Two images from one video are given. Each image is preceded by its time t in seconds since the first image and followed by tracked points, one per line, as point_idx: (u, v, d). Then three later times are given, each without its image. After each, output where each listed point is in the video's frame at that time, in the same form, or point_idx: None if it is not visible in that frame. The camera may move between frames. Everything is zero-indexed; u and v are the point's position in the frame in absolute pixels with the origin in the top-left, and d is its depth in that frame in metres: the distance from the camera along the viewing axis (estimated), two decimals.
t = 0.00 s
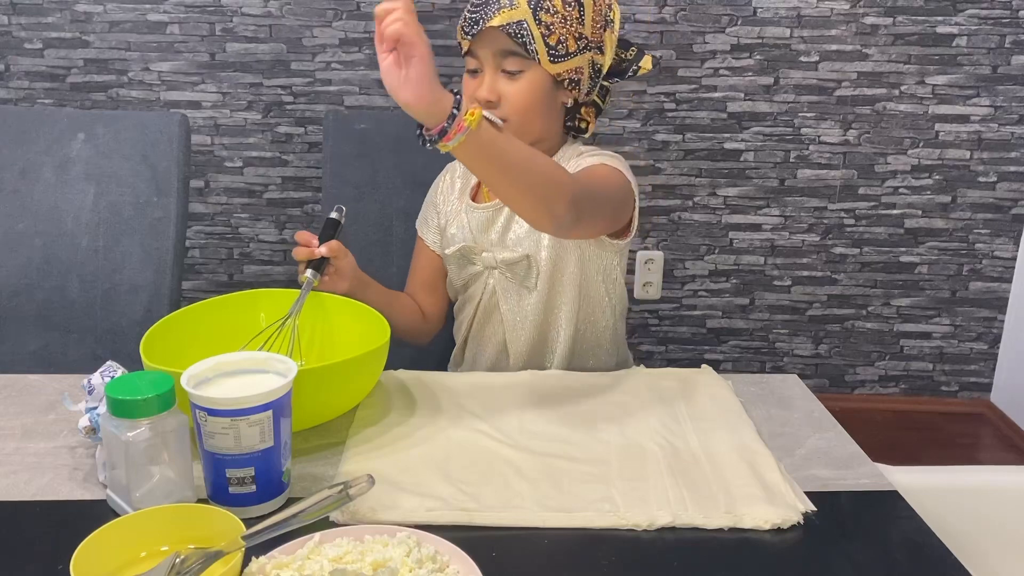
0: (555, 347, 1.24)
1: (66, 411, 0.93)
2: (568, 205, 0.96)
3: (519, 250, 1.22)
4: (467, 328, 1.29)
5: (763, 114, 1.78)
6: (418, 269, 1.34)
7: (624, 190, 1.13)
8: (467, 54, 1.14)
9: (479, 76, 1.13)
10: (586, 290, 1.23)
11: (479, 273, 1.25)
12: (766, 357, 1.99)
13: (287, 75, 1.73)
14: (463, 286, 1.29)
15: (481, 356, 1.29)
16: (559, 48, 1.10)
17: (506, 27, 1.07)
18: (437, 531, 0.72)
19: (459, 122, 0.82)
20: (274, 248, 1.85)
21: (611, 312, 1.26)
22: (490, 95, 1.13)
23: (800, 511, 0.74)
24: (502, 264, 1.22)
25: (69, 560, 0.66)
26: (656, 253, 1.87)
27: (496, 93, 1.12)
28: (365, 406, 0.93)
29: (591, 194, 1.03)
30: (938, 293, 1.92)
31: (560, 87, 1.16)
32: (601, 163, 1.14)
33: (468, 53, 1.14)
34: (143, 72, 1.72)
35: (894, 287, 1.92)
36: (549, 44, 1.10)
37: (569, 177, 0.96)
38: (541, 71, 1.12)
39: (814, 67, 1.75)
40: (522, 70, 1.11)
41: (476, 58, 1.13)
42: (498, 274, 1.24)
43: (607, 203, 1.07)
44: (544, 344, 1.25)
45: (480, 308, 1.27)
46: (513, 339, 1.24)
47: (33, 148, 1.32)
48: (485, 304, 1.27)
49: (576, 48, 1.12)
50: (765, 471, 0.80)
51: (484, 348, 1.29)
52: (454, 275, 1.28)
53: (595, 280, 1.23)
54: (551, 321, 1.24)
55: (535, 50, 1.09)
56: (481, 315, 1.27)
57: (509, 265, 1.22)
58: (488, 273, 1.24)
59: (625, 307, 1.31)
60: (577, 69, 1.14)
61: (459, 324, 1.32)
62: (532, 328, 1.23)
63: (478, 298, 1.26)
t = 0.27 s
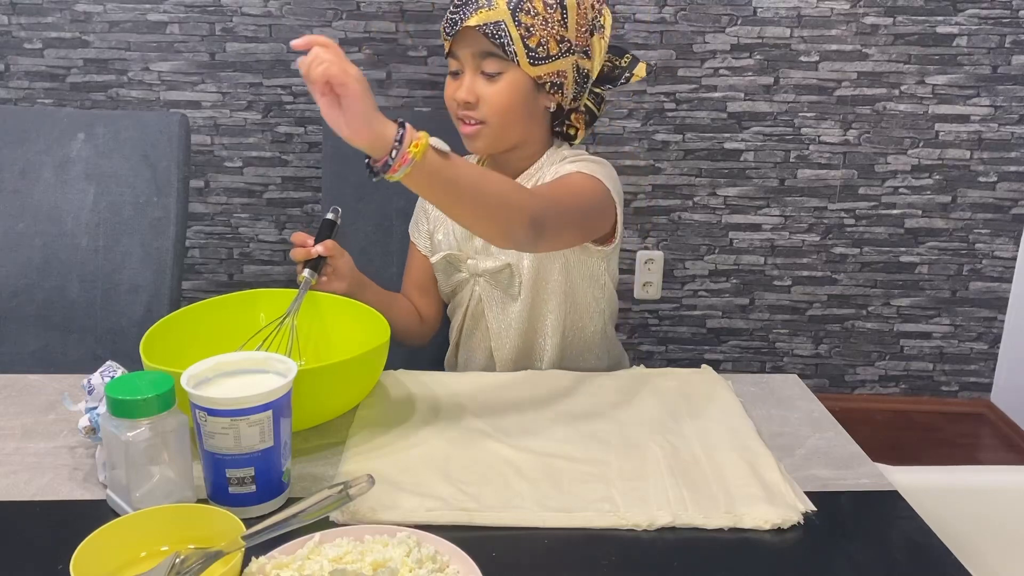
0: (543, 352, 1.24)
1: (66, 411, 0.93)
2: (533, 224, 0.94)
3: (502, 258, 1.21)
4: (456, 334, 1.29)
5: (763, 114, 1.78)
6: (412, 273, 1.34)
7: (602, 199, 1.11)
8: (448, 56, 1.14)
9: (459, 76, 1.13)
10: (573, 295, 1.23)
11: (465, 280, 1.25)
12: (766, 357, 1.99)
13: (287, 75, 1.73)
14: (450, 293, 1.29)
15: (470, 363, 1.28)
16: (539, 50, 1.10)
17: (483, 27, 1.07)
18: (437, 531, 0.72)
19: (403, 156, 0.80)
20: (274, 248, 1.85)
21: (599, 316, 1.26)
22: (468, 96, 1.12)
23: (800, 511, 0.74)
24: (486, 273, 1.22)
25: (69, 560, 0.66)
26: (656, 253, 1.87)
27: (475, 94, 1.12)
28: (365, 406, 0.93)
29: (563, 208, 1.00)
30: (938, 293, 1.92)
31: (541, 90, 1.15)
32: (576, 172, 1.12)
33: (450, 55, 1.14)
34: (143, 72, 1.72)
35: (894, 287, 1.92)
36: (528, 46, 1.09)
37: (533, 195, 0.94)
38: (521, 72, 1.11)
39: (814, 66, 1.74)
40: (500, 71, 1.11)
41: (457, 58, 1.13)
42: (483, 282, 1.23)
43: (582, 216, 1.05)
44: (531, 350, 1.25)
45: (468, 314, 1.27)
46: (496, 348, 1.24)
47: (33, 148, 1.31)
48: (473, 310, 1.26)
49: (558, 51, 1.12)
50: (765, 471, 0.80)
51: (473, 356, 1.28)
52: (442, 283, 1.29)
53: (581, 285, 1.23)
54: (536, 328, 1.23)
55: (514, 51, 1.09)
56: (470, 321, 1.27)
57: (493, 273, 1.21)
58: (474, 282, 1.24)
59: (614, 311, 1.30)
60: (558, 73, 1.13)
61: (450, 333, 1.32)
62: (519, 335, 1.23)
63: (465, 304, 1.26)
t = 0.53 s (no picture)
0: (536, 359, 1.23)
1: (66, 411, 0.93)
2: (510, 240, 0.93)
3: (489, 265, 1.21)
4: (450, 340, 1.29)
5: (763, 114, 1.77)
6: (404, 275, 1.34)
7: (587, 205, 1.08)
8: (434, 61, 1.14)
9: (444, 81, 1.13)
10: (562, 299, 1.22)
11: (454, 287, 1.25)
12: (766, 357, 1.99)
13: (287, 75, 1.73)
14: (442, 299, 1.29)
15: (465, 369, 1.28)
16: (524, 57, 1.10)
17: (467, 33, 1.08)
18: (437, 531, 0.72)
19: (360, 198, 0.80)
20: (274, 248, 1.85)
21: (590, 319, 1.25)
22: (452, 101, 1.11)
23: (800, 511, 0.74)
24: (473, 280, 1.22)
25: (69, 560, 0.66)
26: (656, 253, 1.87)
27: (458, 99, 1.11)
28: (365, 406, 0.92)
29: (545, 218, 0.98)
30: (938, 293, 1.92)
31: (526, 96, 1.14)
32: (560, 176, 1.09)
33: (436, 59, 1.14)
34: (143, 72, 1.72)
35: (894, 287, 1.92)
36: (513, 53, 1.09)
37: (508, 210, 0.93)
38: (504, 79, 1.11)
39: (814, 66, 1.74)
40: (483, 77, 1.10)
41: (442, 64, 1.13)
42: (471, 289, 1.23)
43: (567, 224, 1.03)
44: (524, 357, 1.24)
45: (461, 321, 1.27)
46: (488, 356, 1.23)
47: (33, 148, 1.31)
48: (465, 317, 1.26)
49: (543, 57, 1.11)
50: (765, 471, 0.80)
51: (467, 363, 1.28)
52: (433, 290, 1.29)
53: (571, 288, 1.22)
54: (527, 335, 1.23)
55: (497, 58, 1.09)
56: (462, 326, 1.27)
57: (479, 281, 1.21)
58: (462, 289, 1.24)
59: (608, 313, 1.29)
60: (543, 80, 1.13)
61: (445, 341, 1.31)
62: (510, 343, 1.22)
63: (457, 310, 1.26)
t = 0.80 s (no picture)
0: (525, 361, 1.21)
1: (66, 411, 0.93)
2: (485, 250, 0.93)
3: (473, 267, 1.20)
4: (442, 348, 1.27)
5: (763, 114, 1.78)
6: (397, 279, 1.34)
7: (566, 204, 1.06)
8: (438, 56, 1.12)
9: (447, 79, 1.11)
10: (548, 299, 1.20)
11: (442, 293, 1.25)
12: (766, 357, 1.99)
13: (287, 75, 1.73)
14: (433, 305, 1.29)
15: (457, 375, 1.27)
16: (532, 69, 1.10)
17: (486, 38, 1.07)
18: (437, 531, 0.72)
19: (331, 251, 0.80)
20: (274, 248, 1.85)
21: (579, 319, 1.23)
22: (456, 101, 1.10)
23: (800, 511, 0.74)
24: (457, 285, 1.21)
25: (69, 560, 0.66)
26: (656, 253, 1.87)
27: (462, 100, 1.10)
28: (365, 406, 0.93)
29: (522, 223, 0.98)
30: (938, 293, 1.92)
31: (525, 107, 1.15)
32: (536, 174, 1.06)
33: (440, 55, 1.13)
34: (143, 72, 1.72)
35: (894, 287, 1.92)
36: (523, 64, 1.09)
37: (482, 221, 0.92)
38: (511, 88, 1.11)
39: (814, 66, 1.74)
40: (490, 82, 1.10)
41: (449, 61, 1.11)
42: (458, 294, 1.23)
43: (545, 226, 1.02)
44: (513, 360, 1.22)
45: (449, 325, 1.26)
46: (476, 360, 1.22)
47: (33, 148, 1.31)
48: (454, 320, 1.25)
49: (548, 72, 1.13)
50: (765, 471, 0.80)
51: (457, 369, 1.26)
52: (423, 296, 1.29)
53: (556, 288, 1.20)
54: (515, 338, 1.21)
55: (510, 67, 1.09)
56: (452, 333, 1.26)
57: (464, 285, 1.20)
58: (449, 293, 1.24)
59: (598, 313, 1.28)
60: (545, 93, 1.14)
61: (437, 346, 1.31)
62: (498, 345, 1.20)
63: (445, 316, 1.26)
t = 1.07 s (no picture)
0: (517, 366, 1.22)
1: (66, 411, 0.93)
2: (463, 264, 0.93)
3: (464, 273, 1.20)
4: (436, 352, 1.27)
5: (763, 114, 1.78)
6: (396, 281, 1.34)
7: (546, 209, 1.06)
8: (438, 58, 1.12)
9: (447, 81, 1.11)
10: (539, 304, 1.20)
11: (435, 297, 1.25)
12: (766, 357, 1.99)
13: (287, 75, 1.73)
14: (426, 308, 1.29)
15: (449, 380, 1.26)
16: (532, 78, 1.10)
17: (489, 46, 1.07)
18: (437, 531, 0.72)
19: (300, 279, 0.80)
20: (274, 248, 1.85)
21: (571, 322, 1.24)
22: (452, 105, 1.10)
23: (800, 511, 0.74)
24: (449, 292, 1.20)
25: (69, 560, 0.66)
26: (656, 253, 1.87)
27: (460, 104, 1.10)
28: (365, 406, 0.93)
29: (501, 233, 0.97)
30: (938, 293, 1.92)
31: (522, 115, 1.15)
32: (514, 185, 1.06)
33: (440, 57, 1.12)
34: (143, 72, 1.72)
35: (894, 287, 1.92)
36: (524, 72, 1.10)
37: (457, 235, 0.92)
38: (510, 96, 1.11)
39: (814, 67, 1.74)
40: (489, 90, 1.11)
41: (449, 63, 1.11)
42: (449, 300, 1.22)
43: (525, 234, 1.01)
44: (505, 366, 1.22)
45: (442, 330, 1.25)
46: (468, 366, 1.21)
47: (33, 147, 1.31)
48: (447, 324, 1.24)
49: (547, 82, 1.13)
50: (765, 471, 0.80)
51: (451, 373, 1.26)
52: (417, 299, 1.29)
53: (547, 293, 1.20)
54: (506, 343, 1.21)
55: (510, 74, 1.09)
56: (445, 338, 1.26)
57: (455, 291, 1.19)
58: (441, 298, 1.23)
59: (591, 316, 1.28)
60: (541, 102, 1.14)
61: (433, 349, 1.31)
62: (489, 352, 1.20)
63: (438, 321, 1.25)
